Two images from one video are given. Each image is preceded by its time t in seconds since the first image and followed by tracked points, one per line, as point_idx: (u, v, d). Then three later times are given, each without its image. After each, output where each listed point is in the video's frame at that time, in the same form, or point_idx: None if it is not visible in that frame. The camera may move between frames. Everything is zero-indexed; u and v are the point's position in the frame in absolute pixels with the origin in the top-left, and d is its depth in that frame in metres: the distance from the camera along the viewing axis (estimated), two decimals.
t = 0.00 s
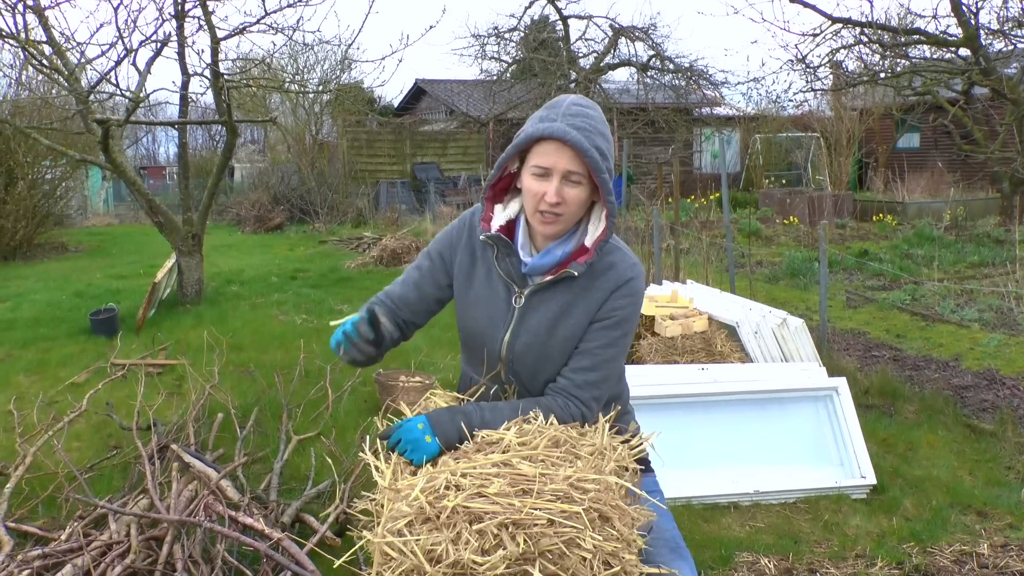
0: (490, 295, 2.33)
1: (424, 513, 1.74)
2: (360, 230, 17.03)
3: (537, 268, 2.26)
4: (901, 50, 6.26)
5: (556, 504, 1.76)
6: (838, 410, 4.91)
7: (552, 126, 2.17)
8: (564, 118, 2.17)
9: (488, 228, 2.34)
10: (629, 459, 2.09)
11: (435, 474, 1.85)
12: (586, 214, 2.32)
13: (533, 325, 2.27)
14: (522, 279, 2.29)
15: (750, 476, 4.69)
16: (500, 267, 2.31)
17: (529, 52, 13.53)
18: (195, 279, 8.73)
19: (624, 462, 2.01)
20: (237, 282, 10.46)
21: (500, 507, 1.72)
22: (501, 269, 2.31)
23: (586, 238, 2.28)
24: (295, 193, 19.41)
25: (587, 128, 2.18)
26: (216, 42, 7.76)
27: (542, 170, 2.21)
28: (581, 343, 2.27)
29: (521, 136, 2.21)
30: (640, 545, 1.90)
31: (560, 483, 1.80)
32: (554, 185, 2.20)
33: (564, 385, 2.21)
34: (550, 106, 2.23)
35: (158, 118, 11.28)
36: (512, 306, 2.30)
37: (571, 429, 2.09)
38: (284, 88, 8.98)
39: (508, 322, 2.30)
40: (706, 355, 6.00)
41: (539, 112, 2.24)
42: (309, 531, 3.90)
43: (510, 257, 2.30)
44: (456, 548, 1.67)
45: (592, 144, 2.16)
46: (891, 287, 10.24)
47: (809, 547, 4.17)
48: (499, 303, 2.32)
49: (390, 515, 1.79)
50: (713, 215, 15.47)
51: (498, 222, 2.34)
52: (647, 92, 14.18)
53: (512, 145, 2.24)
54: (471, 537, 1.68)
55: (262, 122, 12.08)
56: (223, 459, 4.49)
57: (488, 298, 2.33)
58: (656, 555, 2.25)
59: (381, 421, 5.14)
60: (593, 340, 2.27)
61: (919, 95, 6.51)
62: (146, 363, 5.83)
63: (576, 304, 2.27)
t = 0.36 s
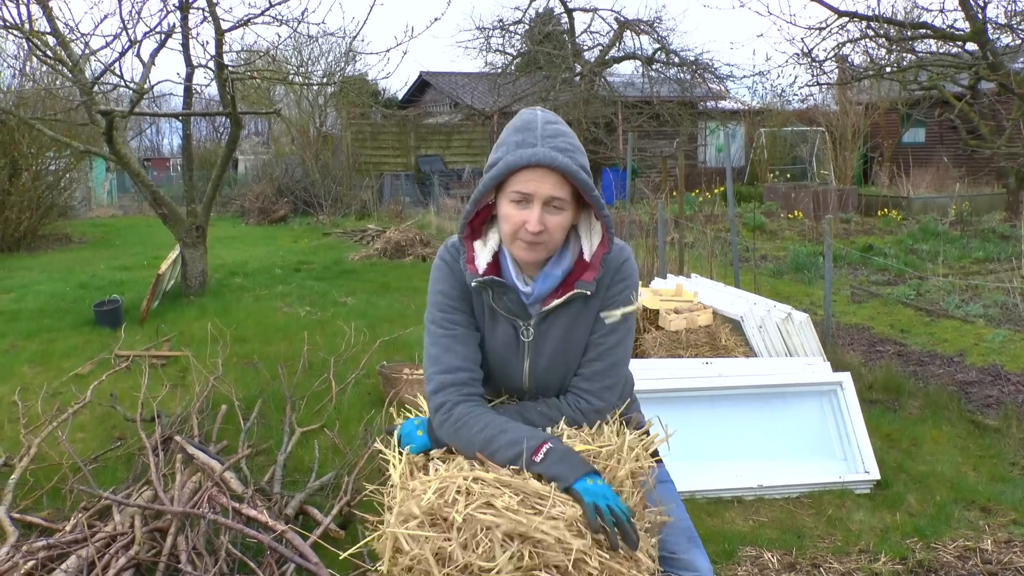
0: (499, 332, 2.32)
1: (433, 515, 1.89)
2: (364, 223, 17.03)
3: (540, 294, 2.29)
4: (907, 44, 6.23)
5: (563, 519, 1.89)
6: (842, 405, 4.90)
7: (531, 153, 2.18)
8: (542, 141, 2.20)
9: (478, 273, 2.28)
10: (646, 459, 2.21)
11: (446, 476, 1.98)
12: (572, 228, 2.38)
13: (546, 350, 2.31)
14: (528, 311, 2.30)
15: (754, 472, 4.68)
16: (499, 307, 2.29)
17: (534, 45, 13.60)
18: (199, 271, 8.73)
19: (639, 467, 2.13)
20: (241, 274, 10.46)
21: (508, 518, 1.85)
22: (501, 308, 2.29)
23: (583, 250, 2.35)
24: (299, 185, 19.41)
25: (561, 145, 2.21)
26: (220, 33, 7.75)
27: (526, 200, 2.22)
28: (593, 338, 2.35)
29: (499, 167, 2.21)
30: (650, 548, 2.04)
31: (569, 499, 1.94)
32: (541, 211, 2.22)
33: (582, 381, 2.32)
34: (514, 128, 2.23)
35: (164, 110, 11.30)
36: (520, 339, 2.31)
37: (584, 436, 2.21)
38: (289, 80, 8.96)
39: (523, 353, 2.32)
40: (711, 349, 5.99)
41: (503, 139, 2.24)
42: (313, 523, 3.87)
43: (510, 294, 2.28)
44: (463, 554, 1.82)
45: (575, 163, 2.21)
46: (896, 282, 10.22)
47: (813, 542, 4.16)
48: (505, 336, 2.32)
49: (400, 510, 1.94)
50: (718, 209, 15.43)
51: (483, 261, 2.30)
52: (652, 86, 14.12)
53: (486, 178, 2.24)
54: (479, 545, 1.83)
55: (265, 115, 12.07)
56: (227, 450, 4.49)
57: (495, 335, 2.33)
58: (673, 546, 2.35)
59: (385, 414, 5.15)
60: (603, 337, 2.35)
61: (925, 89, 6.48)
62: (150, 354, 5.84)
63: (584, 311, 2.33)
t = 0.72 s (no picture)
0: (501, 335, 2.30)
1: (425, 507, 1.88)
2: (366, 209, 17.00)
3: (545, 293, 2.26)
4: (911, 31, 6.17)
5: (555, 510, 1.87)
6: (844, 394, 4.88)
7: (523, 146, 2.14)
8: (531, 132, 2.16)
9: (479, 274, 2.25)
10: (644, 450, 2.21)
11: (440, 466, 1.98)
12: (574, 222, 2.35)
13: (553, 348, 2.30)
14: (532, 311, 2.27)
15: (754, 460, 4.68)
16: (503, 307, 2.27)
17: (536, 31, 13.48)
18: (200, 258, 8.72)
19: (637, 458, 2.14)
20: (242, 261, 10.44)
21: (502, 510, 1.84)
22: (505, 309, 2.27)
23: (584, 246, 2.32)
24: (300, 171, 19.37)
25: (553, 137, 2.18)
26: (220, 19, 7.71)
27: (524, 195, 2.19)
28: (601, 336, 2.34)
29: (491, 161, 2.18)
30: (653, 542, 2.03)
31: (565, 492, 1.92)
32: (540, 205, 2.19)
33: (589, 380, 2.31)
34: (503, 124, 2.20)
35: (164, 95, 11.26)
36: (525, 339, 2.29)
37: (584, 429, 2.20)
38: (289, 66, 8.92)
39: (527, 355, 2.31)
40: (712, 336, 5.97)
41: (495, 135, 2.20)
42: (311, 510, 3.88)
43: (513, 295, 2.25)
44: (456, 547, 1.81)
45: (567, 151, 2.18)
46: (898, 270, 10.20)
47: (812, 531, 4.15)
48: (509, 337, 2.30)
49: (394, 504, 1.94)
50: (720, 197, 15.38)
51: (485, 261, 2.26)
52: (654, 73, 14.05)
53: (479, 176, 2.21)
54: (473, 538, 1.82)
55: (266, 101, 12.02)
56: (227, 437, 4.48)
57: (498, 335, 2.30)
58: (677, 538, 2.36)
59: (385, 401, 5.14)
60: (610, 334, 2.34)
61: (929, 77, 6.44)
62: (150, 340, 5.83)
63: (591, 308, 2.31)
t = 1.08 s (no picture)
0: (500, 322, 2.30)
1: (424, 480, 1.84)
2: (366, 196, 16.97)
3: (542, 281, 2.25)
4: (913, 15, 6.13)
5: (553, 483, 1.83)
6: (845, 379, 4.87)
7: (516, 137, 2.14)
8: (525, 124, 2.16)
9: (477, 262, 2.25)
10: (641, 430, 2.18)
11: (438, 441, 1.95)
12: (572, 212, 2.34)
13: (552, 336, 2.28)
14: (530, 298, 2.28)
15: (754, 445, 4.69)
16: (501, 295, 2.26)
17: (536, 17, 13.40)
18: (199, 244, 8.71)
19: (633, 436, 2.10)
20: (242, 247, 10.43)
21: (499, 482, 1.81)
22: (502, 296, 2.26)
23: (582, 236, 2.30)
24: (300, 158, 19.34)
25: (548, 127, 2.17)
26: (218, 4, 7.65)
27: (519, 185, 2.18)
28: (599, 324, 2.31)
29: (486, 155, 2.17)
30: (648, 519, 1.98)
31: (563, 464, 1.89)
32: (535, 196, 2.17)
33: (587, 367, 2.27)
34: (499, 115, 2.20)
35: (162, 83, 11.21)
36: (522, 326, 2.28)
37: (582, 405, 2.17)
38: (288, 52, 8.87)
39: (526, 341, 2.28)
40: (713, 322, 5.98)
41: (490, 126, 2.20)
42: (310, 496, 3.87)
43: (510, 283, 2.25)
44: (454, 519, 1.76)
45: (562, 142, 2.16)
46: (899, 255, 10.19)
47: (812, 516, 4.16)
48: (507, 326, 2.29)
49: (391, 477, 1.89)
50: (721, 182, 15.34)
51: (482, 250, 2.27)
52: (654, 59, 13.97)
53: (475, 167, 2.20)
54: (471, 511, 1.77)
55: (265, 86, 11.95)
56: (227, 424, 4.49)
57: (496, 322, 2.30)
58: (670, 518, 2.38)
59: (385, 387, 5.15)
60: (609, 323, 2.30)
61: (931, 62, 6.39)
62: (149, 327, 5.83)
63: (589, 296, 2.29)
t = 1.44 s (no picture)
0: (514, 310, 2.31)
1: (443, 447, 1.82)
2: (366, 185, 16.94)
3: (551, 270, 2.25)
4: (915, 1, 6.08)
5: (570, 454, 1.81)
6: (847, 366, 4.86)
7: (517, 130, 2.12)
8: (527, 116, 2.14)
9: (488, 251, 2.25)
10: (653, 416, 2.17)
11: (457, 411, 1.94)
12: (581, 200, 2.31)
13: (564, 325, 2.28)
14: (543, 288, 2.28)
15: (755, 433, 4.70)
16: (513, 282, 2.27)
17: (536, 6, 13.33)
18: (201, 235, 8.70)
19: (646, 418, 2.09)
20: (243, 237, 10.42)
21: (519, 451, 1.79)
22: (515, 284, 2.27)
23: (591, 225, 2.28)
24: (300, 147, 19.30)
25: (550, 118, 2.14)
26: None
27: (523, 178, 2.17)
28: (611, 314, 2.30)
29: (490, 147, 2.16)
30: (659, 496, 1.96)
31: (580, 437, 1.88)
32: (540, 188, 2.16)
33: (600, 357, 2.27)
34: (503, 108, 2.18)
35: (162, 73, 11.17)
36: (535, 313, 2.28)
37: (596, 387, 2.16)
38: (288, 41, 8.82)
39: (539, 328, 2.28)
40: (715, 309, 5.97)
41: (495, 119, 2.19)
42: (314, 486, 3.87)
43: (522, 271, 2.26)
44: (472, 485, 1.73)
45: (565, 134, 2.13)
46: (900, 242, 10.16)
47: (815, 504, 4.16)
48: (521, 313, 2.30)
49: (411, 445, 1.87)
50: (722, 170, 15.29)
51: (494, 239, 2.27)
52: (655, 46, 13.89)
53: (481, 160, 2.20)
54: (489, 477, 1.74)
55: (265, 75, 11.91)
56: (231, 413, 4.49)
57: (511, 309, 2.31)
58: (680, 507, 2.35)
59: (388, 377, 5.15)
60: (621, 313, 2.29)
61: (933, 48, 6.35)
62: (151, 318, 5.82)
63: (600, 286, 2.28)
